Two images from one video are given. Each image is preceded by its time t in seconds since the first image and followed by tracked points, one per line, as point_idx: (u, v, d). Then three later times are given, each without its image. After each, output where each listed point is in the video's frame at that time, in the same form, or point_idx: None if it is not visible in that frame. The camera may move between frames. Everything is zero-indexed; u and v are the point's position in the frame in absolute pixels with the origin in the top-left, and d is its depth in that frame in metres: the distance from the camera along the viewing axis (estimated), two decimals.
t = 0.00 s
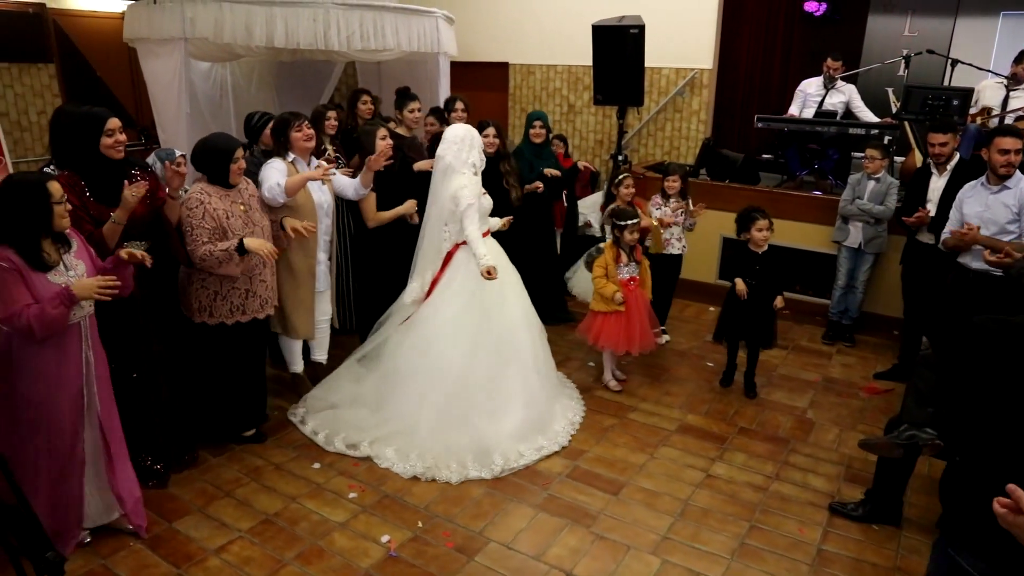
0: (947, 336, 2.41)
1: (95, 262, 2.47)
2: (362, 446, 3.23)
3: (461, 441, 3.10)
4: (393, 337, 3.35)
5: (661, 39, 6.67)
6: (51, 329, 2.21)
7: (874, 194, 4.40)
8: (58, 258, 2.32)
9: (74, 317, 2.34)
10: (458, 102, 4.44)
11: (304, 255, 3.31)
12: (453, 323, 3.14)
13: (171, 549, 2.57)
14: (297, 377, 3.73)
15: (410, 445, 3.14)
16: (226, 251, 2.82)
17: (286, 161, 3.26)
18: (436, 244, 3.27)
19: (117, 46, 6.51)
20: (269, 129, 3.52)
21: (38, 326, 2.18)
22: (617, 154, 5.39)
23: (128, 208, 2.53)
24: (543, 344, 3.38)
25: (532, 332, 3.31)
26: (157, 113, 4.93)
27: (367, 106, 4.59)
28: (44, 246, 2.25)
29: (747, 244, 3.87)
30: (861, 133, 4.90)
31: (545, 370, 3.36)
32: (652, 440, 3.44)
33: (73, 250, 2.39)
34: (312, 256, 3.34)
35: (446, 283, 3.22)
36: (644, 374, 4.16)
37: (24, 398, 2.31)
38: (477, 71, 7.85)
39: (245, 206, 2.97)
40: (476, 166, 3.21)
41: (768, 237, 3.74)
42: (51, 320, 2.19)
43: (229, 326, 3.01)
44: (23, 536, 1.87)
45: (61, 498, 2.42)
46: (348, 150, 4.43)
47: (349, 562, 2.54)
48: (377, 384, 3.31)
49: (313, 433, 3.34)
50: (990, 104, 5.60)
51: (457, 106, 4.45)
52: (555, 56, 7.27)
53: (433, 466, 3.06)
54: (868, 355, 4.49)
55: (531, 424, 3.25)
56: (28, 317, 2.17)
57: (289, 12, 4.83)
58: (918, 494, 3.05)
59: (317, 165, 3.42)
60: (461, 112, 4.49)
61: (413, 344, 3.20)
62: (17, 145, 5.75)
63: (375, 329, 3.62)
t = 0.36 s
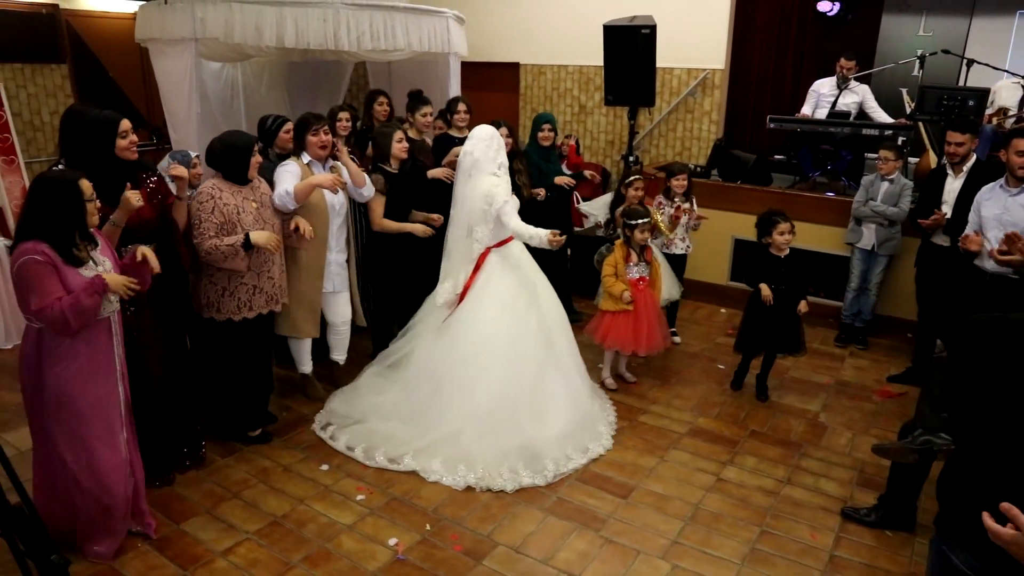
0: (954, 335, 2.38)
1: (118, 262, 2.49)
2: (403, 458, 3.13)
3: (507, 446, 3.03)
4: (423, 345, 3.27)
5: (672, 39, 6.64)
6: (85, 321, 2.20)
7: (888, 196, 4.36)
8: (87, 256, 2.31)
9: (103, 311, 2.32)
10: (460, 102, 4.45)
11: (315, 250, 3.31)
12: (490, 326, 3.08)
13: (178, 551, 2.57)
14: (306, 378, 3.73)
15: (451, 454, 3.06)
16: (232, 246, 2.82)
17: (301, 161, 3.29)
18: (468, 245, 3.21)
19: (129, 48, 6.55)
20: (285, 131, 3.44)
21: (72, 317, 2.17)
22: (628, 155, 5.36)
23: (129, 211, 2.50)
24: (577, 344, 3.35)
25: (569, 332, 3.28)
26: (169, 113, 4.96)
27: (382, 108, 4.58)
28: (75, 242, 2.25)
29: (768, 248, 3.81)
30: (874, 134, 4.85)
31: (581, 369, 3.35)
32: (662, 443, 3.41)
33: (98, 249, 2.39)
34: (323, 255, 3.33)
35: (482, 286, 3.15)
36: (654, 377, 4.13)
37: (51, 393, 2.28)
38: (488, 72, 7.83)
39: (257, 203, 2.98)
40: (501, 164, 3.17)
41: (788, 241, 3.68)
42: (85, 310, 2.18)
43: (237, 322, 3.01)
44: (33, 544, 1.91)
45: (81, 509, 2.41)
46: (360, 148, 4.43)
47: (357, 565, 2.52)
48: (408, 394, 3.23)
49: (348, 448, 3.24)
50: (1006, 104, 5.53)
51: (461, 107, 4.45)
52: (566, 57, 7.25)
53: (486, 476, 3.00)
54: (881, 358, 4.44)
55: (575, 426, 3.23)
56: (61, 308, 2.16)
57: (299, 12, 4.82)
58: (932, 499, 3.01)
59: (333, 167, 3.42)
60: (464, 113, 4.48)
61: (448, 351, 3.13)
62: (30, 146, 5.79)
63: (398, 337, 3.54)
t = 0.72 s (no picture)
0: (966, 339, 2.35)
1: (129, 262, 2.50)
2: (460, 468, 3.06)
3: (567, 445, 3.02)
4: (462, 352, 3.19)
5: (680, 40, 6.61)
6: (100, 324, 2.18)
7: (897, 198, 4.33)
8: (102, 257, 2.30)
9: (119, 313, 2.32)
10: (466, 102, 4.45)
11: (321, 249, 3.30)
12: (535, 325, 3.07)
13: (183, 551, 2.57)
14: (311, 378, 3.72)
15: (503, 458, 3.01)
16: (241, 241, 2.80)
17: (317, 164, 3.29)
18: (501, 252, 3.17)
19: (137, 48, 6.56)
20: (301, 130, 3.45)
21: (87, 321, 2.15)
22: (636, 155, 5.35)
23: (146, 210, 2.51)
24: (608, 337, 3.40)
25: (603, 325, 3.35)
26: (177, 113, 4.98)
27: (390, 108, 4.57)
28: (91, 244, 2.24)
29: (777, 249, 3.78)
30: (884, 135, 4.81)
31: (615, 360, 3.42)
32: (668, 445, 3.39)
33: (112, 250, 2.38)
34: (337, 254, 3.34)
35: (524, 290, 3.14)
36: (661, 379, 4.11)
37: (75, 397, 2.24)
38: (495, 73, 7.83)
39: (264, 202, 2.97)
40: (526, 167, 3.18)
41: (801, 243, 3.65)
42: (101, 316, 2.16)
43: (240, 321, 3.00)
44: (35, 544, 1.91)
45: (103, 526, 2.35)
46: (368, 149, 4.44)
47: (361, 567, 2.52)
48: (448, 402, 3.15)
49: (397, 461, 3.14)
50: (1017, 105, 5.47)
51: (467, 107, 4.45)
52: (574, 57, 7.23)
53: (553, 476, 2.99)
54: (890, 361, 4.41)
55: (622, 417, 3.27)
56: (78, 313, 2.13)
57: (306, 12, 4.82)
58: (941, 504, 2.98)
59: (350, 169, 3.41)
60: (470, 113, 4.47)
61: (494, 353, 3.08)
62: (38, 145, 5.81)
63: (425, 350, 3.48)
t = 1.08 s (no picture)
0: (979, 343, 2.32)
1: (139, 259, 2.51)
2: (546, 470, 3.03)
3: (638, 427, 3.14)
4: (512, 359, 3.07)
5: (692, 40, 6.58)
6: (106, 320, 2.18)
7: (912, 199, 4.29)
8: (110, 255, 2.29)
9: (125, 312, 2.31)
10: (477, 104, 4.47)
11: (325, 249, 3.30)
12: (591, 321, 3.10)
13: (189, 550, 2.57)
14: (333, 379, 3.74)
15: (577, 457, 3.02)
16: (248, 238, 2.79)
17: (328, 162, 3.29)
18: (535, 254, 3.15)
19: (150, 47, 6.59)
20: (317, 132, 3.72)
21: (93, 317, 2.15)
22: (646, 155, 5.32)
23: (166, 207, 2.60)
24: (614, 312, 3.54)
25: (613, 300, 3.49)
26: (188, 112, 5.00)
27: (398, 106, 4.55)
28: (98, 241, 2.23)
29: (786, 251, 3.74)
30: (898, 136, 4.77)
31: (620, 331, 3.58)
32: (677, 447, 3.37)
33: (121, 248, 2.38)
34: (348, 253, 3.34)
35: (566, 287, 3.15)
36: (670, 381, 4.08)
37: (86, 394, 2.25)
38: (506, 72, 7.81)
39: (269, 202, 2.96)
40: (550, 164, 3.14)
41: (811, 246, 3.62)
42: (106, 312, 2.16)
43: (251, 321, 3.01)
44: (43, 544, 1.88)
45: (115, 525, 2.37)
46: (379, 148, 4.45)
47: (367, 568, 2.51)
48: (505, 412, 3.05)
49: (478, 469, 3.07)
50: None
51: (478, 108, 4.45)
52: (584, 56, 7.21)
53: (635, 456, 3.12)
54: (903, 365, 4.36)
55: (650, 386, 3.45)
56: (84, 309, 2.13)
57: (317, 11, 4.82)
58: (954, 511, 2.95)
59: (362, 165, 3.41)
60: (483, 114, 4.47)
61: (553, 357, 3.03)
62: (52, 144, 5.85)
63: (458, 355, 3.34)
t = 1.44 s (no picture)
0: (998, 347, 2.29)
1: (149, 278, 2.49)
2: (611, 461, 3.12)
3: (672, 407, 3.34)
4: (569, 364, 3.07)
5: (706, 41, 6.55)
6: (95, 346, 2.15)
7: (928, 203, 4.24)
8: (117, 267, 2.29)
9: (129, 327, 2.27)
10: (491, 105, 4.50)
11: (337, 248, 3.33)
12: (626, 313, 3.23)
13: (200, 548, 2.58)
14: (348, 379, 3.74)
15: (637, 444, 3.15)
16: (289, 226, 2.81)
17: (342, 167, 3.29)
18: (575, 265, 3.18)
19: (165, 48, 6.64)
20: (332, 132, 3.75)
21: (83, 340, 2.13)
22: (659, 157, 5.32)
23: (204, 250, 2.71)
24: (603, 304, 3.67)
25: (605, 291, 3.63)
26: (203, 113, 5.03)
27: (408, 107, 4.56)
28: (104, 253, 2.23)
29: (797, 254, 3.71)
30: (915, 138, 4.73)
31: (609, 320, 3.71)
32: (689, 451, 3.35)
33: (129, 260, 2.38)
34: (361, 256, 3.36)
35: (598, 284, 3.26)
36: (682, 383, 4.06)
37: (81, 411, 2.24)
38: (519, 73, 7.81)
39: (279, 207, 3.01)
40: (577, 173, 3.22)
41: (821, 250, 3.59)
42: (97, 338, 2.14)
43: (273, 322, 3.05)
44: (56, 540, 1.91)
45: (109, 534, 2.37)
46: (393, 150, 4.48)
47: (378, 569, 2.51)
48: (566, 417, 3.07)
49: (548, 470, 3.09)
50: None
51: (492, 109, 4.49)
52: (598, 58, 7.19)
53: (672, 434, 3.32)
54: (918, 369, 4.32)
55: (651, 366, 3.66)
56: (75, 331, 2.12)
57: (331, 12, 4.83)
58: (970, 518, 2.91)
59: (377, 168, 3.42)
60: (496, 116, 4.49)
61: (609, 355, 3.09)
62: (68, 144, 5.90)
63: (494, 363, 3.27)
